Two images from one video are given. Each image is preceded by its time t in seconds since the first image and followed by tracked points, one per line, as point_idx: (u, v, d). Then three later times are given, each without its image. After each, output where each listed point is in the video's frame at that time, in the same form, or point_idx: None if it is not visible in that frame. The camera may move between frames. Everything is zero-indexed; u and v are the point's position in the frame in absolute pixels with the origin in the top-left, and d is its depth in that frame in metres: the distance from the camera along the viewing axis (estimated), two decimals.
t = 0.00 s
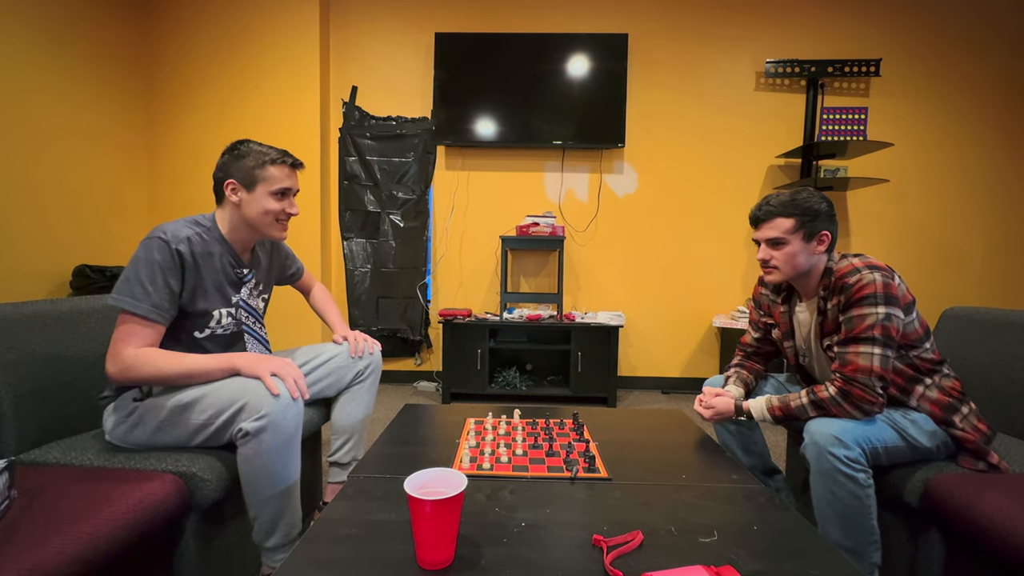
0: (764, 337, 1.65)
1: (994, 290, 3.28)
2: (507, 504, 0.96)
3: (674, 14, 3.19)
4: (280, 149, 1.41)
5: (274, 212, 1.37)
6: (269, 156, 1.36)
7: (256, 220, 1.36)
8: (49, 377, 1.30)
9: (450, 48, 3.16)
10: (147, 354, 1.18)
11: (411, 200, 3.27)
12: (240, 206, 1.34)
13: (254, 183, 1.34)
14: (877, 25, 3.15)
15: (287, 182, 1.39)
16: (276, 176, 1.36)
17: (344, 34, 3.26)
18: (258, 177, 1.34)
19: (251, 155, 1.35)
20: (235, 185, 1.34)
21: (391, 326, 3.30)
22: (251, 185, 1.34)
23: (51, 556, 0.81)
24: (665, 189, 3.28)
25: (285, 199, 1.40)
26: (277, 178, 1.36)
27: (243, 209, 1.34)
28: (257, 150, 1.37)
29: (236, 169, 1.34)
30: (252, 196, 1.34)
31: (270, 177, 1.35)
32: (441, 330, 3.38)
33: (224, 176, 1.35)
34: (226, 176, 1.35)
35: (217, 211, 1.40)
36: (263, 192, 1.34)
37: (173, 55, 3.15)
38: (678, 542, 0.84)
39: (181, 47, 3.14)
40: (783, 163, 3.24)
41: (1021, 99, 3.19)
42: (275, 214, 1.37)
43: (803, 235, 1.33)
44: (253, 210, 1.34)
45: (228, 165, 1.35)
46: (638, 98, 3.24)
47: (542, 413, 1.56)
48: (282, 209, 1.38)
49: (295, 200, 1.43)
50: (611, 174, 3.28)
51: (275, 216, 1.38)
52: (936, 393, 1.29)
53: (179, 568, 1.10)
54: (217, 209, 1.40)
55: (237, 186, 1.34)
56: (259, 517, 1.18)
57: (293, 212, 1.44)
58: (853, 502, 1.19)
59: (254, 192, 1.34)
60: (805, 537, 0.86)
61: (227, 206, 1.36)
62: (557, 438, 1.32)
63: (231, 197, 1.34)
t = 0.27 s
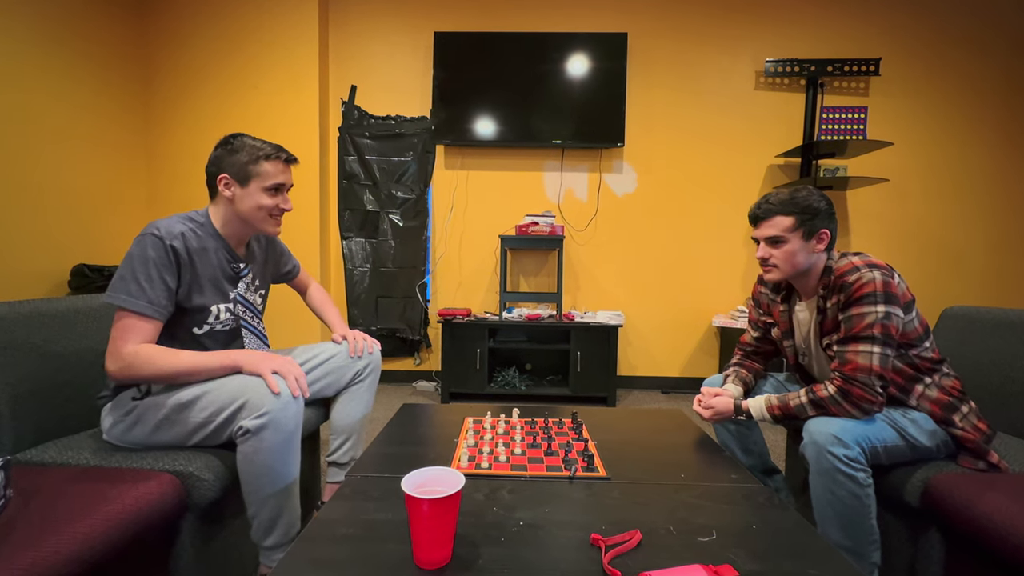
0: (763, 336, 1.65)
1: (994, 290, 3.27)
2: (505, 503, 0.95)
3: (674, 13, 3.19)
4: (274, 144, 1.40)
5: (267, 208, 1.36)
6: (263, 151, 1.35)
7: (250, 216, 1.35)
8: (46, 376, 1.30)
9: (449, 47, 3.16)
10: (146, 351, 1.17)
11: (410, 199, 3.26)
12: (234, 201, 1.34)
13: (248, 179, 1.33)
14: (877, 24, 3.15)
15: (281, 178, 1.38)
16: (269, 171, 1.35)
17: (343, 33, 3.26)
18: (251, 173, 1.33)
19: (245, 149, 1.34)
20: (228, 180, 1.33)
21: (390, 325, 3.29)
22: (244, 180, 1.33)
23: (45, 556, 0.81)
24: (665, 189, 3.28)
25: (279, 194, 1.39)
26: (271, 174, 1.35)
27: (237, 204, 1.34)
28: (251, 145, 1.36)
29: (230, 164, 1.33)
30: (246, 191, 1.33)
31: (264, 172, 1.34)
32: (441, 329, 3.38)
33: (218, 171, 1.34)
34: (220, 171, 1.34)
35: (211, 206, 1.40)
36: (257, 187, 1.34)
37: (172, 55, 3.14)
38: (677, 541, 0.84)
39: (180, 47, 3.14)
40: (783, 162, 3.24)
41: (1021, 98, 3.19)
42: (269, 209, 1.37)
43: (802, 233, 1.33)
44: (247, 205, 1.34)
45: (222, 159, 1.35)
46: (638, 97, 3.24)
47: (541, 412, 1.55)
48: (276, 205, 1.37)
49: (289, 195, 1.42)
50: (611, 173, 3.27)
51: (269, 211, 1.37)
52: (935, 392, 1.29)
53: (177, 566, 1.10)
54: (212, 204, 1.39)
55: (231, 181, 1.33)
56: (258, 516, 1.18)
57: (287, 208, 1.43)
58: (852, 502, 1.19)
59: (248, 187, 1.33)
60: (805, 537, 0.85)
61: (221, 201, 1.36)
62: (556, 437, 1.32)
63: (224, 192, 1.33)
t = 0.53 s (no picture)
0: (761, 336, 1.65)
1: (993, 290, 3.27)
2: (502, 503, 0.95)
3: (673, 13, 3.19)
4: (269, 145, 1.39)
5: (262, 210, 1.36)
6: (258, 153, 1.35)
7: (245, 218, 1.35)
8: (42, 376, 1.29)
9: (448, 47, 3.16)
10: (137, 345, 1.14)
11: (409, 199, 3.26)
12: (229, 202, 1.34)
13: (243, 181, 1.32)
14: (876, 24, 3.14)
15: (276, 180, 1.38)
16: (264, 173, 1.35)
17: (342, 33, 3.26)
18: (246, 175, 1.33)
19: (239, 151, 1.33)
20: (223, 183, 1.33)
21: (389, 325, 3.29)
22: (239, 182, 1.32)
23: (39, 556, 0.80)
24: (664, 188, 3.27)
25: (274, 196, 1.39)
26: (265, 175, 1.35)
27: (232, 206, 1.34)
28: (246, 146, 1.36)
29: (224, 165, 1.32)
30: (240, 192, 1.33)
31: (258, 173, 1.34)
32: (439, 329, 3.38)
33: (212, 173, 1.33)
34: (214, 173, 1.33)
35: (207, 207, 1.39)
36: (251, 189, 1.33)
37: (171, 54, 3.14)
38: (674, 541, 0.83)
39: (179, 46, 3.13)
40: (782, 162, 3.24)
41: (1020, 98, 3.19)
42: (264, 211, 1.37)
43: (799, 232, 1.33)
44: (242, 207, 1.34)
45: (216, 161, 1.34)
46: (636, 97, 3.24)
47: (539, 412, 1.55)
48: (271, 206, 1.37)
49: (284, 196, 1.42)
50: (610, 173, 3.27)
51: (263, 213, 1.37)
52: (933, 392, 1.29)
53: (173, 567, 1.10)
54: (207, 205, 1.39)
55: (225, 184, 1.32)
56: (254, 515, 1.18)
57: (282, 209, 1.43)
58: (850, 501, 1.18)
59: (242, 189, 1.33)
60: (802, 537, 0.85)
61: (216, 202, 1.36)
62: (554, 437, 1.32)
63: (219, 194, 1.33)
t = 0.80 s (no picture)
0: (760, 335, 1.64)
1: (993, 290, 3.27)
2: (498, 505, 0.95)
3: (672, 13, 3.18)
4: (264, 143, 1.40)
5: (263, 207, 1.36)
6: (253, 151, 1.36)
7: (246, 216, 1.35)
8: (38, 377, 1.29)
9: (447, 47, 3.15)
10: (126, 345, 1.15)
11: (408, 199, 3.25)
12: (228, 202, 1.34)
13: (241, 179, 1.33)
14: (875, 24, 3.14)
15: (273, 176, 1.38)
16: (261, 170, 1.36)
17: (341, 33, 3.25)
18: (243, 173, 1.34)
19: (234, 150, 1.34)
20: (222, 183, 1.33)
21: (387, 326, 3.28)
22: (237, 181, 1.33)
23: (34, 557, 0.80)
24: (663, 189, 3.27)
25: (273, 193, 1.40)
26: (262, 172, 1.36)
27: (232, 206, 1.34)
28: (240, 146, 1.37)
29: (221, 166, 1.33)
30: (240, 191, 1.33)
31: (256, 171, 1.35)
32: (438, 330, 3.37)
33: (210, 174, 1.34)
34: (211, 175, 1.34)
35: (204, 208, 1.39)
36: (251, 186, 1.34)
37: (169, 55, 3.14)
38: (670, 543, 0.83)
39: (178, 47, 3.13)
40: (781, 163, 3.24)
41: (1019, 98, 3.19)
42: (265, 208, 1.37)
43: (810, 228, 1.33)
44: (242, 206, 1.34)
45: (213, 163, 1.35)
46: (636, 97, 3.24)
47: (537, 413, 1.55)
48: (271, 203, 1.38)
49: (283, 193, 1.42)
50: (609, 173, 3.27)
51: (264, 210, 1.37)
52: (931, 394, 1.28)
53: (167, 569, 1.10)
54: (204, 207, 1.39)
55: (224, 183, 1.33)
56: (249, 518, 1.18)
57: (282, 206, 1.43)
58: (847, 502, 1.18)
59: (241, 187, 1.33)
60: (799, 538, 0.85)
61: (214, 204, 1.36)
62: (551, 438, 1.31)
63: (218, 194, 1.33)
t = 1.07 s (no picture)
0: (762, 334, 1.64)
1: (991, 290, 3.27)
2: (495, 505, 0.95)
3: (671, 13, 3.19)
4: (260, 138, 1.42)
5: (259, 199, 1.37)
6: (249, 145, 1.38)
7: (241, 209, 1.36)
8: (35, 378, 1.29)
9: (446, 47, 3.15)
10: (125, 345, 1.15)
11: (407, 199, 3.25)
12: (225, 195, 1.35)
13: (237, 172, 1.34)
14: (874, 24, 3.15)
15: (270, 169, 1.40)
16: (258, 163, 1.37)
17: (340, 33, 3.26)
18: (239, 166, 1.35)
19: (231, 145, 1.36)
20: (219, 175, 1.34)
21: (387, 326, 3.29)
22: (233, 174, 1.34)
23: (32, 559, 0.80)
24: (662, 189, 3.27)
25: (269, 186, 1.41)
26: (258, 165, 1.37)
27: (228, 198, 1.35)
28: (237, 141, 1.38)
29: (218, 160, 1.35)
30: (236, 183, 1.34)
31: (252, 164, 1.36)
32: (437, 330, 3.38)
33: (207, 168, 1.35)
34: (209, 168, 1.35)
35: (202, 205, 1.40)
36: (247, 179, 1.35)
37: (169, 55, 3.14)
38: (667, 543, 0.83)
39: (177, 47, 3.13)
40: (780, 163, 3.24)
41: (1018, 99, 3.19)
42: (261, 201, 1.37)
43: (814, 227, 1.33)
44: (238, 198, 1.35)
45: (209, 158, 1.37)
46: (635, 97, 3.24)
47: (535, 413, 1.55)
48: (267, 196, 1.38)
49: (280, 187, 1.43)
50: (608, 174, 3.27)
51: (261, 203, 1.38)
52: (932, 396, 1.28)
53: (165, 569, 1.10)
54: (202, 202, 1.40)
55: (220, 176, 1.34)
56: (248, 518, 1.18)
57: (278, 200, 1.44)
58: (847, 504, 1.18)
59: (238, 179, 1.34)
60: (796, 538, 0.85)
61: (212, 198, 1.37)
62: (549, 438, 1.32)
63: (215, 187, 1.34)
